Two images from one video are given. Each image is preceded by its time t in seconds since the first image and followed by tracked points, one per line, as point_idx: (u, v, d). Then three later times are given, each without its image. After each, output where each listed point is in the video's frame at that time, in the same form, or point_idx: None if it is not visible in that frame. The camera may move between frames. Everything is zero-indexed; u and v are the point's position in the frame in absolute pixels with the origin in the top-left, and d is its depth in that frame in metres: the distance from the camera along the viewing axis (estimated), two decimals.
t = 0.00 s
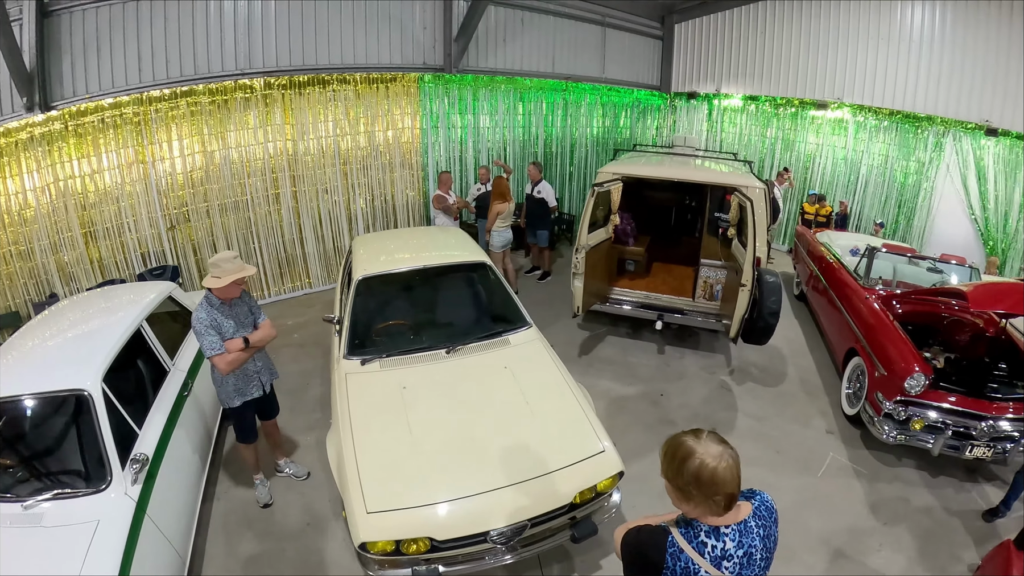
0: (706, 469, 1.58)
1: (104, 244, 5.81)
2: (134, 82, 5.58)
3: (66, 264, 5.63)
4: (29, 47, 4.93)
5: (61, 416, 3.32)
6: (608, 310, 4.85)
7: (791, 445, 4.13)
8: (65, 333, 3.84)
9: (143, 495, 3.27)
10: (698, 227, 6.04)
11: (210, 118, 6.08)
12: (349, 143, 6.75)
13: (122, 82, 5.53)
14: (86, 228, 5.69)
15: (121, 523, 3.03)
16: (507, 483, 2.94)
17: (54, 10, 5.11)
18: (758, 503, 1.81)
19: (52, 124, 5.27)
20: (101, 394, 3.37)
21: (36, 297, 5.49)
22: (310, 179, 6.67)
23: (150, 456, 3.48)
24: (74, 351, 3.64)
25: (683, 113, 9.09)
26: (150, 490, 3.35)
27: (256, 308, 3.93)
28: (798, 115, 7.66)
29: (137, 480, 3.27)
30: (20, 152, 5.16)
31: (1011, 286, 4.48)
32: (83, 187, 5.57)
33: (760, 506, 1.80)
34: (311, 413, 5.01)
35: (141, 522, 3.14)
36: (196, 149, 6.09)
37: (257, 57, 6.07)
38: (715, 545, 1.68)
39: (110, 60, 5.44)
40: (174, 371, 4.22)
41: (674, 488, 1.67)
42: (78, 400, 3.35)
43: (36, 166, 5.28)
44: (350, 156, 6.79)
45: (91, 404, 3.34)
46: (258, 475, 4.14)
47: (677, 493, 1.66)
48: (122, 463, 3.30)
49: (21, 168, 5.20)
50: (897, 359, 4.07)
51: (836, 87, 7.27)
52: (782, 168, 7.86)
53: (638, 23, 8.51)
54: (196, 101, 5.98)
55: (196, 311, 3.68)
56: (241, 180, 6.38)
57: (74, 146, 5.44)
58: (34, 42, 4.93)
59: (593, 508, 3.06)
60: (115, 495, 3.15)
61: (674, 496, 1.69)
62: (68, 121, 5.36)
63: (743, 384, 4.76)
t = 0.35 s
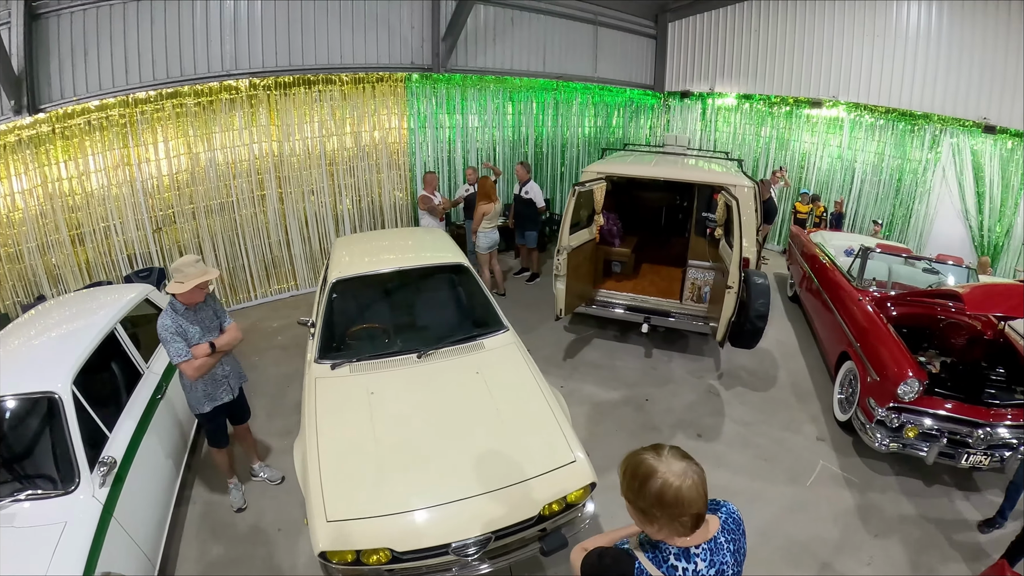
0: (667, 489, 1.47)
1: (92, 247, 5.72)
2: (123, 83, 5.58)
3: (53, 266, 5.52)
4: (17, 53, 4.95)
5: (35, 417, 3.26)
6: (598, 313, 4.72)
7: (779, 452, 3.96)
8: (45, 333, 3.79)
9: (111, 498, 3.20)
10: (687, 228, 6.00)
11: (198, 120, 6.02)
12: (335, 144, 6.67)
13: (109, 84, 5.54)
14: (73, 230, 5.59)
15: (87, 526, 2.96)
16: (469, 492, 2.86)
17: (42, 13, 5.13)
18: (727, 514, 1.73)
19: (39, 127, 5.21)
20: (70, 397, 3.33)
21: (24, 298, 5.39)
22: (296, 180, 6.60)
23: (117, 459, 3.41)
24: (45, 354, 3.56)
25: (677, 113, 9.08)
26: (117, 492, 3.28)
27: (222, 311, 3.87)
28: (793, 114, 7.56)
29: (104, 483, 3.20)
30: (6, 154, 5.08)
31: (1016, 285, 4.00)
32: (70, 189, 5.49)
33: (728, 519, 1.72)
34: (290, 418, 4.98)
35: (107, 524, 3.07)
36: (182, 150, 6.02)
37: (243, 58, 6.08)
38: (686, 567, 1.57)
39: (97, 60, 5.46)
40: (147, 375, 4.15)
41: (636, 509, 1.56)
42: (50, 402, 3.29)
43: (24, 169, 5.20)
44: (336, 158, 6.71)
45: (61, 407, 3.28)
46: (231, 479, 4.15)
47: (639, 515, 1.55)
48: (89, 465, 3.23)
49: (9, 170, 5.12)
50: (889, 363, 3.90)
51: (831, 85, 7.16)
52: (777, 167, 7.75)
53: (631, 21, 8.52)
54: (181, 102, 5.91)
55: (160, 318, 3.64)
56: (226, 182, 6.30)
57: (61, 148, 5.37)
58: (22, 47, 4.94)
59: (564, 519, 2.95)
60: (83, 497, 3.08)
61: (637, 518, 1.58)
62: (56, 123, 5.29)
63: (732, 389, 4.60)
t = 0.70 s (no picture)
0: (634, 525, 1.38)
1: (82, 251, 5.65)
2: (111, 87, 5.56)
3: (44, 269, 5.45)
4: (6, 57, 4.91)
5: (8, 425, 3.21)
6: (595, 321, 4.61)
7: (770, 465, 3.81)
8: (26, 339, 3.76)
9: (83, 506, 3.17)
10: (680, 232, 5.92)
11: (187, 123, 5.95)
12: (324, 147, 6.59)
13: (98, 88, 5.53)
14: (63, 234, 5.53)
15: (58, 536, 2.94)
16: (434, 510, 2.77)
17: (32, 17, 5.11)
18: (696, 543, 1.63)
19: (29, 131, 5.16)
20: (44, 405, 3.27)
21: (14, 302, 5.31)
22: (285, 183, 6.52)
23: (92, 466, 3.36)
24: (20, 360, 3.52)
25: (674, 114, 9.01)
26: (89, 502, 3.24)
27: (193, 319, 3.81)
28: (791, 115, 7.46)
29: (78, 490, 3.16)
30: None
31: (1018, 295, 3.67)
32: (60, 194, 5.43)
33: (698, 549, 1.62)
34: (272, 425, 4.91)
35: (80, 532, 3.07)
36: (169, 154, 5.96)
37: (232, 61, 6.09)
38: None
39: (86, 64, 5.42)
40: (126, 381, 4.05)
41: (602, 543, 1.46)
42: (24, 410, 3.24)
43: (14, 173, 5.13)
44: (325, 160, 6.63)
45: (33, 415, 3.23)
46: (208, 488, 4.08)
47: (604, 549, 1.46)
48: (64, 472, 3.18)
49: None
50: (885, 374, 3.73)
51: (830, 86, 7.01)
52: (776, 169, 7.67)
53: (626, 21, 8.49)
54: (169, 106, 5.85)
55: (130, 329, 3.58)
56: (214, 186, 6.23)
57: (51, 152, 5.31)
58: (11, 51, 4.91)
59: (537, 538, 2.84)
60: (57, 504, 3.06)
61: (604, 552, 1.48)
62: (45, 127, 5.24)
63: (723, 399, 4.46)
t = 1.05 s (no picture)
0: (588, 556, 1.27)
1: (75, 254, 5.61)
2: (104, 91, 5.56)
3: (38, 271, 5.42)
4: None
5: None
6: (581, 326, 4.51)
7: (760, 477, 3.69)
8: (13, 341, 3.74)
9: (64, 509, 3.15)
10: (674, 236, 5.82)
11: (179, 126, 5.93)
12: (315, 149, 6.53)
13: (91, 91, 5.50)
14: (57, 236, 5.50)
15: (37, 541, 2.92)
16: (402, 523, 2.70)
17: (25, 21, 5.04)
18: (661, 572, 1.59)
19: (21, 134, 5.14)
20: (25, 410, 3.22)
21: (9, 304, 5.29)
22: (277, 186, 6.47)
23: (73, 472, 3.33)
24: (6, 363, 3.49)
25: (672, 115, 8.90)
26: (71, 505, 3.22)
27: (171, 326, 3.76)
28: (791, 116, 7.36)
29: (58, 495, 3.13)
30: None
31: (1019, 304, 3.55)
32: (53, 197, 5.40)
33: None
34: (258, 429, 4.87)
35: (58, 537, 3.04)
36: (162, 157, 5.93)
37: (223, 62, 6.06)
38: None
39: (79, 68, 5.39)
40: (110, 386, 4.02)
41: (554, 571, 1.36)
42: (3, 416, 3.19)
43: (6, 177, 5.10)
44: (317, 163, 6.58)
45: (16, 420, 3.18)
46: (191, 492, 4.04)
47: None
48: (44, 476, 3.15)
49: None
50: (881, 386, 3.61)
51: (829, 86, 6.90)
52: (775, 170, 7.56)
53: (624, 22, 8.43)
54: (161, 109, 5.82)
55: (108, 338, 3.54)
56: (206, 188, 6.19)
57: (44, 155, 5.29)
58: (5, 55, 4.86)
59: (513, 552, 2.74)
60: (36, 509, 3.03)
61: None
62: (37, 130, 5.22)
63: (714, 407, 4.35)
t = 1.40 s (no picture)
0: None
1: (67, 255, 5.60)
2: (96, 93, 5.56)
3: (31, 273, 5.41)
4: None
5: None
6: (565, 327, 4.41)
7: (747, 487, 3.58)
8: None
9: (44, 508, 3.11)
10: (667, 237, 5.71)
11: (170, 127, 5.90)
12: (306, 150, 6.49)
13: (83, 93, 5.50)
14: (50, 237, 5.49)
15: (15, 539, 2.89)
16: (368, 528, 2.64)
17: (19, 23, 5.14)
18: None
19: (14, 135, 5.16)
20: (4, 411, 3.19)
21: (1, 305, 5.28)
22: (267, 187, 6.43)
23: (54, 471, 3.29)
24: None
25: (670, 115, 8.78)
26: (51, 503, 3.18)
27: (149, 329, 3.72)
28: (788, 116, 7.25)
29: (37, 493, 3.10)
30: None
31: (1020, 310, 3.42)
32: (46, 198, 5.40)
33: None
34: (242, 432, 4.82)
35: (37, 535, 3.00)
36: (153, 159, 5.90)
37: (214, 64, 6.03)
38: None
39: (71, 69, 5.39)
40: (93, 387, 3.98)
41: None
42: None
43: None
44: (307, 164, 6.53)
45: None
46: (173, 492, 4.00)
47: None
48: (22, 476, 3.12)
49: None
50: (873, 394, 3.48)
51: (829, 85, 6.80)
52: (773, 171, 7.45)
53: (621, 21, 8.35)
54: (152, 111, 5.81)
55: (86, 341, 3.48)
56: (197, 190, 6.16)
57: (37, 157, 5.30)
58: None
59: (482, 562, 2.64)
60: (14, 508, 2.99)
61: None
62: (31, 132, 5.24)
63: (703, 413, 4.24)
